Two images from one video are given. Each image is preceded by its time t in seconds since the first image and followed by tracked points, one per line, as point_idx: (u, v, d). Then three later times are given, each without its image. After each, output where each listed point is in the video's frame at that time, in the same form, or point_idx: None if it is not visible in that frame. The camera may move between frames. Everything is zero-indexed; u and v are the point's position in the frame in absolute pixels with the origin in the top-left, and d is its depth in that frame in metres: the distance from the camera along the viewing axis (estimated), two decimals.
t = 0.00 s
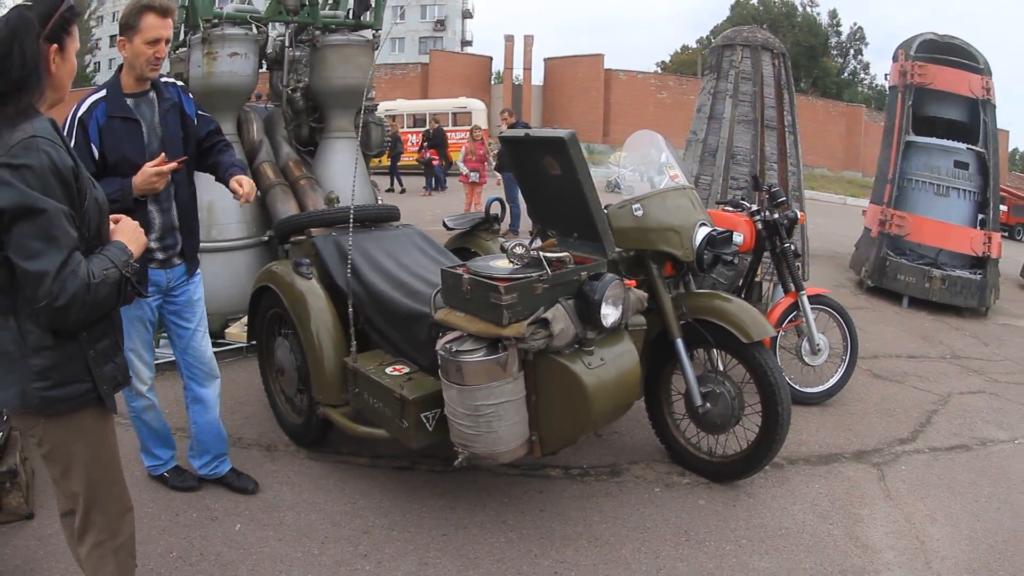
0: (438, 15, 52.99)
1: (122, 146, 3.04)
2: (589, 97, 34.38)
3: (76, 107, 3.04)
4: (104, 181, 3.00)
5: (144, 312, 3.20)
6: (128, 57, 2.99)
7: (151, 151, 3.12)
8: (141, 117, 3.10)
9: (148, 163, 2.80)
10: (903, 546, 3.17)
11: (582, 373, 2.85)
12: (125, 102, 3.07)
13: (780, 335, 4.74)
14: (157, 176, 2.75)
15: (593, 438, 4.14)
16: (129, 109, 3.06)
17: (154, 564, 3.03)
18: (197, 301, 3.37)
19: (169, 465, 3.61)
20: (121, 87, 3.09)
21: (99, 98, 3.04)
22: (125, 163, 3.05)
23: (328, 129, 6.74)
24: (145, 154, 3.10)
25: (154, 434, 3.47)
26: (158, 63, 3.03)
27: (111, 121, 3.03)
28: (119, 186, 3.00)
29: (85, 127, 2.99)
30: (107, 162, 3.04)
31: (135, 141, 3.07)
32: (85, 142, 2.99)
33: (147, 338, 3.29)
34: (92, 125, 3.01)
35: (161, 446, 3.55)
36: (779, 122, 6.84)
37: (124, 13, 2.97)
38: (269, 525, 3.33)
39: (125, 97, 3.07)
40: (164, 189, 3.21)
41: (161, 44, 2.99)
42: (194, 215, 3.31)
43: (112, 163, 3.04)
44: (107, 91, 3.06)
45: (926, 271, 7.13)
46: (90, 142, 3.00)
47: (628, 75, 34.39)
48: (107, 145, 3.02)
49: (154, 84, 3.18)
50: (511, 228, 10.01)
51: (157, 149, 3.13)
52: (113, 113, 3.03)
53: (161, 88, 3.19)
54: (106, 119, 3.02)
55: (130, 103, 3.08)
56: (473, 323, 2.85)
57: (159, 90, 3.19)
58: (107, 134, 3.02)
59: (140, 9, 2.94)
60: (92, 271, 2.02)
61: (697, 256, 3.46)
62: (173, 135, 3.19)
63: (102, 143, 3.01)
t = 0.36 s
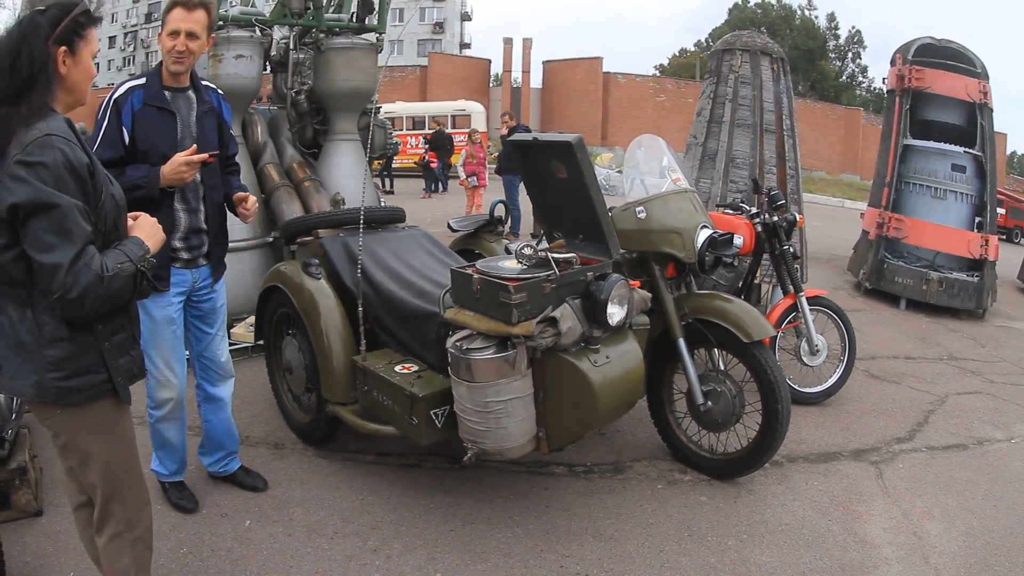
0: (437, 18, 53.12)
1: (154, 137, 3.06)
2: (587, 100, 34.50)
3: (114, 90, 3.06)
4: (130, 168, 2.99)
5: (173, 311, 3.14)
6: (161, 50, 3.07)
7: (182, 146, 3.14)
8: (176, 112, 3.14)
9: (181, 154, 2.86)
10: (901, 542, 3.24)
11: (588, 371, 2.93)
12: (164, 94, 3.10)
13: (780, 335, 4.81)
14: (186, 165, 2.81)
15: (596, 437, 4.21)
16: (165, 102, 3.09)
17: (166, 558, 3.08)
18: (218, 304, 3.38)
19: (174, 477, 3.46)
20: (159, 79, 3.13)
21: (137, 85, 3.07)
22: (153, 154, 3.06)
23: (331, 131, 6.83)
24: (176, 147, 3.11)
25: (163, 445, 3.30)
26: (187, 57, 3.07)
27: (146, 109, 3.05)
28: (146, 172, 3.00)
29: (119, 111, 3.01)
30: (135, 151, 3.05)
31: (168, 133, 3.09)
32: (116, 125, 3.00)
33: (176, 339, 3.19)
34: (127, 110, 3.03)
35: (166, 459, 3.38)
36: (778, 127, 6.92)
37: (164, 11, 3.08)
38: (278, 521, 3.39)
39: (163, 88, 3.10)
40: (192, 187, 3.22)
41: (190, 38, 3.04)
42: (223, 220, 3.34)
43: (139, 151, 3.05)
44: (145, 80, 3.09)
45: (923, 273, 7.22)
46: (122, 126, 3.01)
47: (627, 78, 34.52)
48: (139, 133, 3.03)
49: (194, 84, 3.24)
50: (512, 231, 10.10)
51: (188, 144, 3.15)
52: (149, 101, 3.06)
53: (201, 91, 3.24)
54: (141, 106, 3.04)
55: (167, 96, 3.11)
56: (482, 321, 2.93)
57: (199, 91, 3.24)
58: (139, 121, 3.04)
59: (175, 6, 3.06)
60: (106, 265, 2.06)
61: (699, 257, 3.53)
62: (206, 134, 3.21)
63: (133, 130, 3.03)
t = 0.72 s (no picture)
0: (448, 24, 53.37)
1: (166, 143, 3.03)
2: (598, 107, 34.59)
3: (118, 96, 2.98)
4: (154, 173, 2.93)
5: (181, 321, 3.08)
6: (161, 55, 3.04)
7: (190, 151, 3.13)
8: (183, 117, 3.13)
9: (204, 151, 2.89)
10: (905, 547, 3.27)
11: (597, 375, 2.98)
12: (168, 99, 3.08)
13: (787, 342, 4.85)
14: (213, 162, 2.87)
15: (604, 441, 4.26)
16: (171, 107, 3.07)
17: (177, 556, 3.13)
18: (224, 311, 3.37)
19: (187, 508, 3.27)
20: (162, 84, 3.10)
21: (142, 91, 3.02)
22: (166, 160, 3.03)
23: (344, 137, 6.90)
24: (186, 152, 3.10)
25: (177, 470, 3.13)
26: (194, 60, 3.08)
27: (155, 116, 3.02)
28: (171, 175, 2.94)
29: (129, 119, 2.95)
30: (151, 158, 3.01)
31: (179, 138, 3.07)
32: (129, 134, 2.95)
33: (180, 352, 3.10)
34: (137, 117, 2.98)
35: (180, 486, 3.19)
36: (787, 135, 6.95)
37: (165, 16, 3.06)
38: (289, 521, 3.45)
39: (168, 94, 3.08)
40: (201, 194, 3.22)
41: (198, 41, 3.04)
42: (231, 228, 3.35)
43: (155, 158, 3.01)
44: (149, 86, 3.04)
45: (931, 282, 7.23)
46: (134, 133, 2.96)
47: (638, 85, 34.58)
48: (151, 138, 3.00)
49: (192, 88, 3.22)
50: (523, 237, 10.16)
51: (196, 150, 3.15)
52: (157, 108, 3.02)
53: (201, 94, 3.24)
54: (150, 112, 3.00)
55: (172, 101, 3.10)
56: (494, 326, 2.99)
57: (197, 95, 3.23)
58: (150, 126, 3.00)
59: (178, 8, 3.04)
60: (112, 267, 2.07)
61: (706, 264, 3.58)
62: (210, 137, 3.23)
63: (145, 136, 2.99)
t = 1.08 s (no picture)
0: (464, 25, 53.49)
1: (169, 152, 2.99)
2: (613, 106, 34.57)
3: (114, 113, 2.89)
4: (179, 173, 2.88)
5: (186, 329, 3.10)
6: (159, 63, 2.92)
7: (190, 155, 3.08)
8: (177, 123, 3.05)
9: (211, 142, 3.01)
10: (917, 541, 3.29)
11: (610, 371, 3.03)
12: (162, 108, 3.00)
13: (802, 338, 4.85)
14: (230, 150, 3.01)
15: (619, 437, 4.30)
16: (166, 115, 3.00)
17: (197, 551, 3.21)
18: (225, 315, 3.38)
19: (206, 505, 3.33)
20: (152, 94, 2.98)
21: (136, 103, 2.92)
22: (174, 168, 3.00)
23: (361, 140, 6.97)
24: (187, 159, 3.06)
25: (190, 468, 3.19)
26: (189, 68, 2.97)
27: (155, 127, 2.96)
28: (194, 173, 2.91)
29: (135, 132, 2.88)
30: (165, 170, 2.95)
31: (178, 145, 3.02)
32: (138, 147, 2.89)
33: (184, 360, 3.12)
34: (142, 131, 2.92)
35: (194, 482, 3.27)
36: (801, 132, 6.96)
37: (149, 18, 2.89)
38: (308, 517, 3.52)
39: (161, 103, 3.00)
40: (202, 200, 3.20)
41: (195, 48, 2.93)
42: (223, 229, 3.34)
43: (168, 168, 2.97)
44: (140, 96, 2.94)
45: (947, 277, 7.21)
46: (143, 147, 2.90)
47: (653, 83, 34.51)
48: (159, 148, 2.95)
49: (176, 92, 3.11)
50: (540, 237, 10.21)
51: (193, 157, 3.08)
52: (155, 118, 2.95)
53: (185, 98, 3.14)
54: (152, 124, 2.94)
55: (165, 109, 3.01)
56: (508, 323, 3.04)
57: (182, 98, 3.14)
58: (157, 138, 2.95)
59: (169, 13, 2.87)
60: (121, 271, 2.11)
61: (719, 262, 3.62)
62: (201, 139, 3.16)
63: (154, 147, 2.93)
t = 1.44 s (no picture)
0: (473, 25, 53.55)
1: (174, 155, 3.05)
2: (623, 106, 34.55)
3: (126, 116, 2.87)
4: (194, 178, 2.95)
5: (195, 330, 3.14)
6: (171, 66, 2.99)
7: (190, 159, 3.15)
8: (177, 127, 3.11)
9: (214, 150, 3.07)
10: (918, 539, 3.32)
11: (613, 368, 3.07)
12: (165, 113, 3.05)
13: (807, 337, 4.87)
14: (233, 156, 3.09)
15: (625, 435, 4.34)
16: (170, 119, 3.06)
17: (205, 545, 3.27)
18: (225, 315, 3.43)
19: (214, 499, 3.40)
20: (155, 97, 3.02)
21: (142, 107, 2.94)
22: (180, 171, 3.06)
23: (370, 141, 7.02)
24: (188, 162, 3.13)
25: (203, 466, 3.26)
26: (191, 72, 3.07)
27: (163, 132, 3.01)
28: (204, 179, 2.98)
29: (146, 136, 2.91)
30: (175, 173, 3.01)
31: (181, 149, 3.09)
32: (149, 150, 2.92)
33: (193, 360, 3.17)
34: (153, 135, 2.96)
35: (206, 479, 3.34)
36: (807, 131, 6.97)
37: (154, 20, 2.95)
38: (315, 512, 3.58)
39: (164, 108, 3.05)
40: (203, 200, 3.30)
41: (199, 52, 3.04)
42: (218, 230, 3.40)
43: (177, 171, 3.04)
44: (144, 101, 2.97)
45: (954, 277, 7.21)
46: (155, 151, 2.95)
47: (663, 83, 34.47)
48: (168, 152, 3.01)
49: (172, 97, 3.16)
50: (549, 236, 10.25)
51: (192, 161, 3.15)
52: (161, 123, 3.00)
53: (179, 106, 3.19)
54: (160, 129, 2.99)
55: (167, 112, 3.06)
56: (512, 320, 3.09)
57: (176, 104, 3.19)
58: (165, 142, 3.01)
59: (180, 16, 2.96)
60: (132, 272, 2.15)
61: (722, 260, 3.64)
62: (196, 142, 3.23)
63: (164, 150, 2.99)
